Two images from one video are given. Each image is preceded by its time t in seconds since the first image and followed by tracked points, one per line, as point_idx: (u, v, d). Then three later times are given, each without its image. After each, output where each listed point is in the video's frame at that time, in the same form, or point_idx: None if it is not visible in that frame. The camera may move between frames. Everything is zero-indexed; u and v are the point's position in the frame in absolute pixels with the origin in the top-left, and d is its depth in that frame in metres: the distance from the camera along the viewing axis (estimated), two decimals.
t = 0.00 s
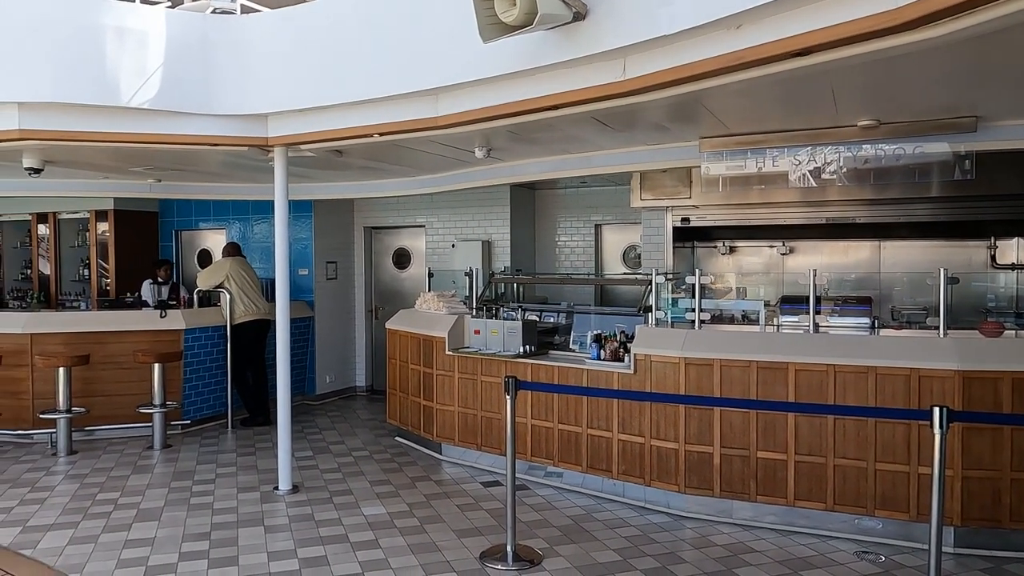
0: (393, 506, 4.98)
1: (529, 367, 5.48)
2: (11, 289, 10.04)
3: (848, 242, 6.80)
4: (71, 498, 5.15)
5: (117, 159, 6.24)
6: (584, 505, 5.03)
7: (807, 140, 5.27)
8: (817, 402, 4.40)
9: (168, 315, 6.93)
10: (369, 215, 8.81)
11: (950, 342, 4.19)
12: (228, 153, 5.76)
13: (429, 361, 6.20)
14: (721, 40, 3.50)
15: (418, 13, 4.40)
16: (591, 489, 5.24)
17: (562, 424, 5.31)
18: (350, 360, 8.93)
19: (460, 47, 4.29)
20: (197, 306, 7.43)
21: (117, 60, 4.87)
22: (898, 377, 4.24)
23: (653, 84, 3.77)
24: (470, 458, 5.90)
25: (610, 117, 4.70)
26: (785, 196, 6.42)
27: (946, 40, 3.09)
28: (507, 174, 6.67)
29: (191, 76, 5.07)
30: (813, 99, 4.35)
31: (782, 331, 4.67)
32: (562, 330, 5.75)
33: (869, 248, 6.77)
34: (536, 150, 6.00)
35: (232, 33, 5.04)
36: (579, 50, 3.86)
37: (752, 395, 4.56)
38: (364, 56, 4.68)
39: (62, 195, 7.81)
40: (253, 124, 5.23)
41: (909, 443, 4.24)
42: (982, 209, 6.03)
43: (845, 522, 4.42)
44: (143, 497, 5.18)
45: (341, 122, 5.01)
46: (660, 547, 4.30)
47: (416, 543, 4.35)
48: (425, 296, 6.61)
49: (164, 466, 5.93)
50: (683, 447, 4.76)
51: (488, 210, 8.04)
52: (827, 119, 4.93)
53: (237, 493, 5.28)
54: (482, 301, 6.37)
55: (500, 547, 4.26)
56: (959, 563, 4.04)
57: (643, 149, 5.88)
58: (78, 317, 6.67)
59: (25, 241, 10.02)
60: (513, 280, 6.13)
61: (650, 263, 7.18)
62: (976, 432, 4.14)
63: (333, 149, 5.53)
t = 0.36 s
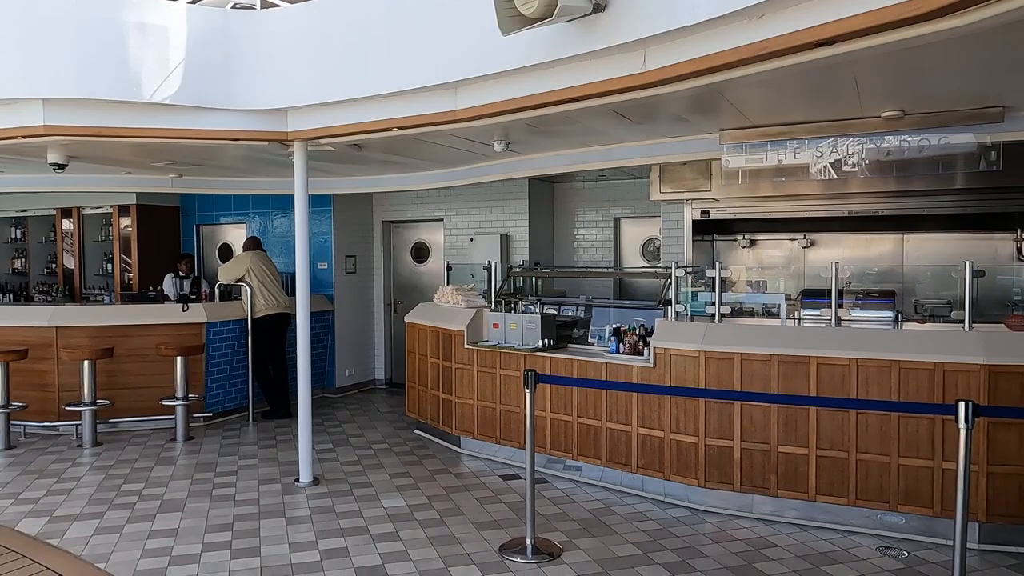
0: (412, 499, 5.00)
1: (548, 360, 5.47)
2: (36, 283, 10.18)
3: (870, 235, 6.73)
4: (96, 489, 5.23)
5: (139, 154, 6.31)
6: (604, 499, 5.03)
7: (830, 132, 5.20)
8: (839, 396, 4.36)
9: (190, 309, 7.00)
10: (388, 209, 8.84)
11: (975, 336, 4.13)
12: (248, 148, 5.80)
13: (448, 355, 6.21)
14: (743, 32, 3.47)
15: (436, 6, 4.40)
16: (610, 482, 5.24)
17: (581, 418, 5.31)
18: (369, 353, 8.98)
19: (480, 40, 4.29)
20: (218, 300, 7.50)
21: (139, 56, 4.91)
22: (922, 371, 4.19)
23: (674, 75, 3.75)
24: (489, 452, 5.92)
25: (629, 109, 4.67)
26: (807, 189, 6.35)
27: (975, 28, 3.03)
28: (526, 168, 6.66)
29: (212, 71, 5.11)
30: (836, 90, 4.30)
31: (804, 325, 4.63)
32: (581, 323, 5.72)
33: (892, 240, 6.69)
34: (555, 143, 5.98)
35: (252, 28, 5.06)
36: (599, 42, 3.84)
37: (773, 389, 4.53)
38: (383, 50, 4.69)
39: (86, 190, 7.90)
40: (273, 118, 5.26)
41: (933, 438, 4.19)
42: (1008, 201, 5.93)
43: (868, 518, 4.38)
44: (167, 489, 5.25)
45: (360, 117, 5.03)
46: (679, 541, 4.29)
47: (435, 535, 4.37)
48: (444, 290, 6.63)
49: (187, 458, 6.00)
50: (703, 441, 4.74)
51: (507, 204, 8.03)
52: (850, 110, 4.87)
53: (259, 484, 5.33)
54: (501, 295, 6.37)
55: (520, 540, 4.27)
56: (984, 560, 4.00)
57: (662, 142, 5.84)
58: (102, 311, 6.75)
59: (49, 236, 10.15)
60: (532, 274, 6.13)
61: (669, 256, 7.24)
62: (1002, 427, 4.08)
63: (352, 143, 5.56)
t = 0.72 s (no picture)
0: (428, 501, 5.01)
1: (563, 364, 5.46)
2: (56, 286, 10.31)
3: (888, 238, 6.67)
4: (116, 490, 5.28)
5: (158, 158, 6.37)
6: (620, 502, 5.01)
7: (848, 134, 5.16)
8: (858, 400, 4.32)
9: (208, 311, 7.05)
10: (403, 213, 8.88)
11: (997, 340, 4.08)
12: (265, 152, 5.84)
13: (464, 358, 6.22)
14: (761, 34, 3.45)
15: (452, 10, 4.41)
16: (625, 486, 5.23)
17: (596, 422, 5.29)
18: (385, 356, 9.01)
19: (496, 43, 4.30)
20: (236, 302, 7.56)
21: (158, 61, 4.97)
22: (943, 376, 4.14)
23: (691, 77, 3.74)
24: (505, 455, 5.92)
25: (645, 111, 4.66)
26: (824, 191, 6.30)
27: (997, 28, 3.00)
28: (541, 171, 6.66)
29: (230, 76, 5.15)
30: (855, 92, 4.26)
31: (821, 328, 4.59)
32: (597, 326, 5.70)
33: (911, 243, 6.63)
34: (571, 146, 5.98)
35: (269, 33, 5.11)
36: (615, 45, 3.83)
37: (791, 393, 4.49)
38: (400, 54, 4.71)
39: (106, 194, 7.99)
40: (291, 122, 5.30)
41: (954, 444, 4.14)
42: None
43: (887, 523, 4.34)
44: (185, 490, 5.29)
45: (377, 120, 5.05)
46: (696, 546, 4.27)
47: (451, 538, 4.38)
48: (459, 292, 6.64)
49: (204, 459, 6.04)
50: (720, 445, 4.71)
51: (522, 207, 8.03)
52: (868, 112, 4.83)
53: (276, 486, 5.36)
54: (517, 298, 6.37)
55: (536, 543, 4.26)
56: (1006, 567, 3.95)
57: (678, 144, 5.82)
58: (121, 314, 6.82)
59: (70, 239, 10.28)
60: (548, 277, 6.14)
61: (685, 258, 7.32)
62: None
63: (369, 147, 5.58)
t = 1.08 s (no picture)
0: (440, 502, 5.02)
1: (576, 365, 5.45)
2: (73, 287, 10.41)
3: (903, 238, 6.61)
4: (131, 490, 5.32)
5: (172, 160, 6.41)
6: (632, 504, 5.00)
7: (862, 134, 5.13)
8: (872, 402, 4.29)
9: (222, 312, 7.10)
10: (416, 214, 8.90)
11: (1014, 342, 4.04)
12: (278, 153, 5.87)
13: (476, 359, 6.22)
14: (774, 34, 3.44)
15: (465, 12, 4.42)
16: (638, 488, 5.22)
17: (609, 423, 5.29)
18: (397, 357, 9.04)
19: (508, 45, 4.30)
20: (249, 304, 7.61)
21: (174, 64, 5.01)
22: (959, 378, 4.10)
23: (704, 78, 3.73)
24: (517, 456, 5.92)
25: (658, 112, 4.65)
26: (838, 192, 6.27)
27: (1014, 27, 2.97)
28: (553, 172, 6.66)
29: (244, 78, 5.18)
30: (869, 92, 4.24)
31: (836, 330, 4.56)
32: (609, 328, 5.71)
33: (926, 244, 6.58)
34: (583, 147, 5.97)
35: (283, 36, 5.14)
36: (627, 46, 3.83)
37: (805, 395, 4.47)
38: (412, 56, 4.73)
39: (121, 196, 8.06)
40: (304, 124, 5.32)
41: (971, 447, 4.10)
42: None
43: (903, 526, 4.30)
44: (199, 490, 5.32)
45: (390, 122, 5.07)
46: (709, 548, 4.25)
47: (463, 539, 4.38)
48: (472, 294, 6.65)
49: (218, 459, 6.08)
50: (733, 447, 4.69)
51: (534, 208, 8.03)
52: (882, 112, 4.80)
53: (289, 487, 5.38)
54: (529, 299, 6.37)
55: (548, 544, 4.26)
56: None
57: (691, 145, 5.80)
58: (136, 314, 6.88)
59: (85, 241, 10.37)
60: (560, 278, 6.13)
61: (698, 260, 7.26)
62: None
63: (381, 148, 5.60)
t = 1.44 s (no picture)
0: (456, 504, 5.03)
1: (591, 368, 5.44)
2: (93, 288, 10.53)
3: (922, 241, 6.54)
4: (150, 490, 5.37)
5: (192, 163, 6.47)
6: (649, 508, 4.98)
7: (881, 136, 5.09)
8: (892, 406, 4.24)
9: (240, 314, 7.15)
10: (431, 217, 8.93)
11: None
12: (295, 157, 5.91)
13: (491, 362, 6.22)
14: (793, 36, 3.42)
15: (482, 15, 4.43)
16: (654, 491, 5.20)
17: (625, 426, 5.27)
18: (413, 359, 9.06)
19: (525, 48, 4.31)
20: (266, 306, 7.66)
21: (194, 68, 5.06)
22: (981, 382, 4.05)
23: (722, 80, 3.72)
24: (532, 459, 5.92)
25: (674, 114, 4.64)
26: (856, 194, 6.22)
27: None
28: (569, 174, 6.65)
29: (263, 82, 5.22)
30: (888, 93, 4.21)
31: (855, 333, 4.52)
32: (625, 331, 5.78)
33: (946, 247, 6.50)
34: (600, 150, 5.96)
35: (302, 40, 5.18)
36: (644, 49, 3.82)
37: (823, 399, 4.43)
38: (429, 60, 4.74)
39: (140, 199, 8.14)
40: (322, 128, 5.35)
41: (992, 452, 4.05)
42: None
43: (923, 532, 4.26)
44: (217, 491, 5.36)
45: (406, 125, 5.09)
46: (726, 552, 4.23)
47: (479, 541, 4.39)
48: (488, 296, 6.67)
49: (235, 461, 6.12)
50: (750, 451, 4.67)
51: (549, 210, 8.03)
52: (901, 114, 4.76)
53: (305, 488, 5.41)
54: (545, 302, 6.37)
55: (563, 548, 4.25)
56: None
57: (708, 148, 5.78)
58: (155, 316, 6.94)
59: (105, 244, 10.48)
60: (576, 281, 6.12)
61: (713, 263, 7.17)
62: None
63: (397, 151, 5.62)
